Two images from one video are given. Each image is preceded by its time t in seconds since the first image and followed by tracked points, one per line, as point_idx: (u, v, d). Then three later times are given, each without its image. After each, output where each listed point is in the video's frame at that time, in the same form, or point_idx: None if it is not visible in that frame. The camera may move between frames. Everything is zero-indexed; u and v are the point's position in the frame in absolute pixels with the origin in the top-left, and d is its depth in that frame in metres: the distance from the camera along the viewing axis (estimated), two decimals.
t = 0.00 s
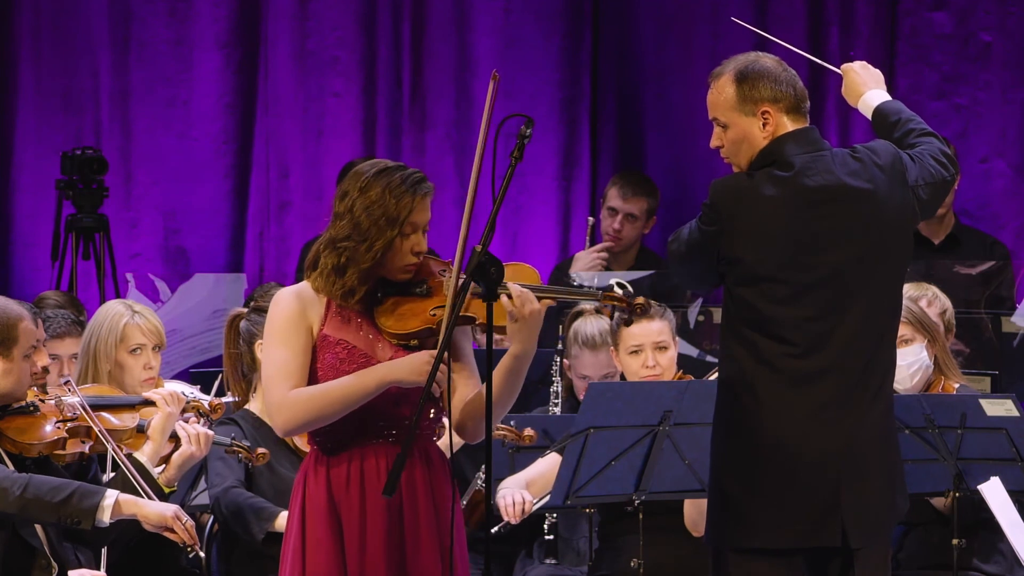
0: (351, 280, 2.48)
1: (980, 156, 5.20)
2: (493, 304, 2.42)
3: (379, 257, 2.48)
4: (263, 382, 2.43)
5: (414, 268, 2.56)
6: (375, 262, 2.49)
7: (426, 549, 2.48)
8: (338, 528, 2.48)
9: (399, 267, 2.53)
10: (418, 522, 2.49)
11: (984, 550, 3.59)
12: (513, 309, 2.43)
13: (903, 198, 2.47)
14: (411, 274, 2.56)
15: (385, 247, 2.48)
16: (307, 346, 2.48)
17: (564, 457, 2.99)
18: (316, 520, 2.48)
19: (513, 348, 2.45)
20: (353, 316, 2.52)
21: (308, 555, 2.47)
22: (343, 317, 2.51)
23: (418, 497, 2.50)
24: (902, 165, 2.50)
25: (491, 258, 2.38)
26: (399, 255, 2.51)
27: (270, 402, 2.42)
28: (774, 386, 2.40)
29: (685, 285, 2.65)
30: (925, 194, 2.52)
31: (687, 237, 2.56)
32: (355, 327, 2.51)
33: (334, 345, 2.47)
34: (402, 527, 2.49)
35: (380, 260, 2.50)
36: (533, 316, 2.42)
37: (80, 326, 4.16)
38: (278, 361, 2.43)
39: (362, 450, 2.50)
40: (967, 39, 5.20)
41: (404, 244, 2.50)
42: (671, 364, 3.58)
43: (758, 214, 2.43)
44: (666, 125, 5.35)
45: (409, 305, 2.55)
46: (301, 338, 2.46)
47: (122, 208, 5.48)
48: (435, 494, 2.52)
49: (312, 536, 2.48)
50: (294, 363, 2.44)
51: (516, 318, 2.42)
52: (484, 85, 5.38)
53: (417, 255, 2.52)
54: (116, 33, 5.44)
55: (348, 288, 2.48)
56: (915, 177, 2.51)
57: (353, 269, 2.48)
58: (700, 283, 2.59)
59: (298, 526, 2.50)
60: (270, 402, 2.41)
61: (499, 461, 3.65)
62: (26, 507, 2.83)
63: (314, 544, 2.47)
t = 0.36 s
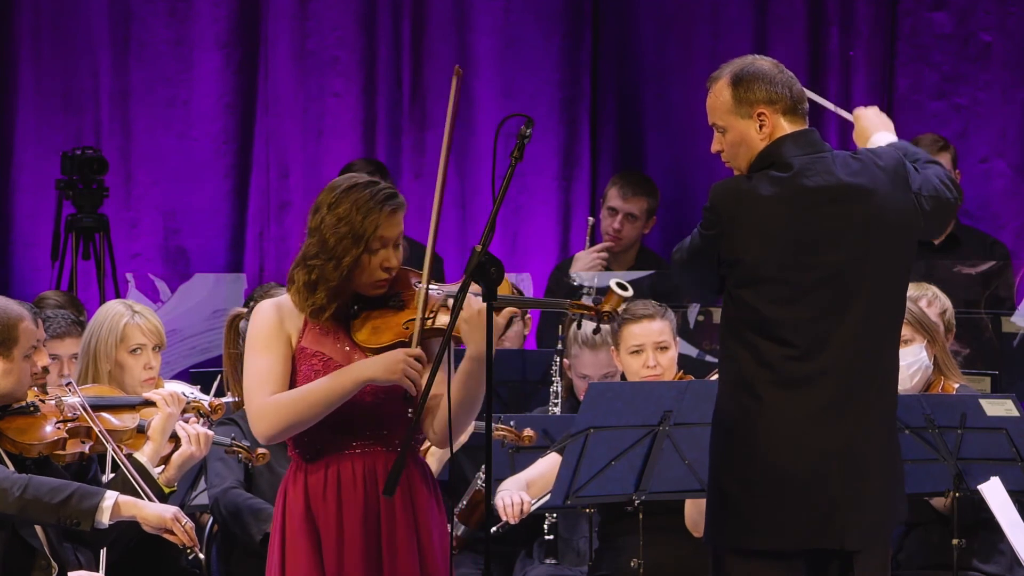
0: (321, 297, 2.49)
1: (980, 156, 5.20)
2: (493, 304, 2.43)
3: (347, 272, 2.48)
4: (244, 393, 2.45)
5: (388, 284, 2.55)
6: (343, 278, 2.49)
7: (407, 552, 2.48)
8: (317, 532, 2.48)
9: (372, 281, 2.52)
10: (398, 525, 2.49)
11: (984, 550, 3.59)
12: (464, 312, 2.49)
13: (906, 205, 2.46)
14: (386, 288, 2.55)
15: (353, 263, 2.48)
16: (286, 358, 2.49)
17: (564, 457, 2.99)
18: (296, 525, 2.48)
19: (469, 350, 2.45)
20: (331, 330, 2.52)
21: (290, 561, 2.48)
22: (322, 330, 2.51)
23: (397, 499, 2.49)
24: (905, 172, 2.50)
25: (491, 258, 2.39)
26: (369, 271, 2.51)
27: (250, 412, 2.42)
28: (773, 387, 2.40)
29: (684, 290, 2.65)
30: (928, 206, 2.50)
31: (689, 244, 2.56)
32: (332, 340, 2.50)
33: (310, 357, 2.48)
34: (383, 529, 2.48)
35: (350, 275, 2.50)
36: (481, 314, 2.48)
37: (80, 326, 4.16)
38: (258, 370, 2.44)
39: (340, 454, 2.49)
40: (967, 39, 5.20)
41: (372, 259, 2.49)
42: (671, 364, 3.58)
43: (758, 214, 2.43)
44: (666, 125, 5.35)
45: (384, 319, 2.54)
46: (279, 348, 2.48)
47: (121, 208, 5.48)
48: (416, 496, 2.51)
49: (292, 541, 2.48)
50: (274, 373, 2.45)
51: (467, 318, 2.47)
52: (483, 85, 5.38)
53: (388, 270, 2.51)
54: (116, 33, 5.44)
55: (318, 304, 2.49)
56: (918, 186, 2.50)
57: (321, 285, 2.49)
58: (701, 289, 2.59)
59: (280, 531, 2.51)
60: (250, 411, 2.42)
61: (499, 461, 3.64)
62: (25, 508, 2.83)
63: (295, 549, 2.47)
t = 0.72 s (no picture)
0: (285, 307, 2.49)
1: (980, 156, 5.20)
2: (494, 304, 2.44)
3: (306, 281, 2.48)
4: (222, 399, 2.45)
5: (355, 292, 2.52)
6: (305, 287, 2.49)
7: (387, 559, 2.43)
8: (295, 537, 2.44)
9: (335, 289, 2.50)
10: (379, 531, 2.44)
11: (984, 550, 3.59)
12: (409, 310, 2.38)
13: (911, 214, 2.44)
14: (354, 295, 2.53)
15: (310, 271, 2.47)
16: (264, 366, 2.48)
17: (564, 457, 2.98)
18: (273, 530, 2.45)
19: (419, 348, 2.38)
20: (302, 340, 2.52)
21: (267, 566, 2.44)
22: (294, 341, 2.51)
23: (377, 504, 2.46)
24: (913, 182, 2.48)
25: (491, 258, 2.39)
26: (331, 280, 2.49)
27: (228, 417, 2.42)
28: (772, 388, 2.40)
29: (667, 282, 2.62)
30: (936, 221, 2.48)
31: (682, 234, 2.54)
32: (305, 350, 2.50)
33: (282, 366, 2.46)
34: (362, 535, 2.44)
35: (310, 284, 2.49)
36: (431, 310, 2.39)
37: (80, 326, 4.15)
38: (234, 375, 2.45)
39: (321, 457, 2.47)
40: (967, 39, 5.20)
41: (332, 267, 2.48)
42: (671, 365, 3.57)
43: (760, 212, 2.43)
44: (665, 125, 5.35)
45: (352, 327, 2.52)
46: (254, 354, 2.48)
47: (121, 208, 5.47)
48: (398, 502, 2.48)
49: (268, 544, 2.45)
50: (252, 379, 2.44)
51: (415, 316, 2.37)
52: (484, 85, 5.39)
53: (350, 277, 2.49)
54: (116, 33, 5.44)
55: (282, 314, 2.49)
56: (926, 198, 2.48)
57: (283, 294, 2.49)
58: (693, 284, 2.57)
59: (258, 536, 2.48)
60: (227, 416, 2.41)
61: (499, 461, 3.64)
62: (25, 509, 2.82)
63: (271, 555, 2.44)
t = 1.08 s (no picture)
0: (254, 307, 2.40)
1: (980, 156, 5.20)
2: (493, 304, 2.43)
3: (270, 279, 2.39)
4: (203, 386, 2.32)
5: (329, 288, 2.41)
6: (273, 286, 2.39)
7: (359, 567, 2.32)
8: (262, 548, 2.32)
9: (303, 284, 2.39)
10: (348, 536, 2.33)
11: (984, 550, 3.59)
12: (364, 296, 2.20)
13: (910, 214, 2.39)
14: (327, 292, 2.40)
15: (274, 268, 2.38)
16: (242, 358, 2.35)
17: (563, 458, 2.98)
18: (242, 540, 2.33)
19: (373, 336, 2.20)
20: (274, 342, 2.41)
21: None
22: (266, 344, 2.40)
23: (346, 508, 2.34)
24: (914, 182, 2.43)
25: (491, 258, 2.39)
26: (300, 275, 2.38)
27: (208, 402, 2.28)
28: (769, 388, 2.36)
29: (655, 258, 2.57)
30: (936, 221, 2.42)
31: (671, 219, 2.50)
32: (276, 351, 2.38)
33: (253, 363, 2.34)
34: (331, 539, 2.32)
35: (275, 282, 2.39)
36: (387, 297, 2.19)
37: (80, 326, 4.15)
38: (212, 363, 2.32)
39: (287, 458, 2.35)
40: (967, 39, 5.20)
41: (299, 262, 2.38)
42: (671, 366, 3.57)
43: (754, 213, 2.39)
44: (666, 125, 5.34)
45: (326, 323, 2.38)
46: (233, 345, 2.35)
47: (121, 208, 5.47)
48: (368, 505, 2.36)
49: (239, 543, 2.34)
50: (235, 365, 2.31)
51: (369, 303, 2.19)
52: (484, 85, 5.39)
53: (320, 271, 2.38)
54: (116, 33, 5.44)
55: (250, 315, 2.39)
56: (926, 199, 2.42)
57: (250, 294, 2.40)
58: (684, 265, 2.53)
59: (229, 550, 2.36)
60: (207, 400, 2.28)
61: (499, 462, 3.61)
62: (24, 510, 2.83)
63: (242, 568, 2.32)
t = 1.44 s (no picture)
0: (235, 300, 2.37)
1: (980, 156, 5.20)
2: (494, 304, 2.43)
3: (251, 270, 2.36)
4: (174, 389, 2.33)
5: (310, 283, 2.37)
6: (254, 277, 2.36)
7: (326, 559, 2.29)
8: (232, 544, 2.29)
9: (285, 277, 2.35)
10: (318, 533, 2.29)
11: (984, 550, 3.59)
12: (343, 279, 2.16)
13: (915, 219, 2.35)
14: (310, 287, 2.37)
15: (256, 260, 2.36)
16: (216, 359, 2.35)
17: (563, 458, 2.97)
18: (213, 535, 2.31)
19: (348, 320, 2.15)
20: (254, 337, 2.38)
21: None
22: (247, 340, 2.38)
23: (316, 504, 2.30)
24: (919, 190, 2.38)
25: (491, 258, 2.39)
26: (280, 267, 2.36)
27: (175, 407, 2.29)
28: (766, 390, 2.32)
29: (650, 267, 2.48)
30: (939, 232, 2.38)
31: (669, 224, 2.43)
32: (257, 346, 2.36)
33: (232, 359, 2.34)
34: (299, 533, 2.29)
35: (257, 274, 2.36)
36: (364, 281, 2.14)
37: (80, 326, 4.15)
38: (186, 370, 2.32)
39: (259, 453, 2.32)
40: (967, 39, 5.20)
41: (280, 253, 2.35)
42: (671, 367, 3.57)
43: (756, 214, 2.35)
44: (666, 125, 5.34)
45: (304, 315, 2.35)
46: (207, 350, 2.35)
47: (121, 208, 5.47)
48: (338, 501, 2.33)
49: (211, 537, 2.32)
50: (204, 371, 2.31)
51: (346, 285, 2.15)
52: (483, 85, 5.39)
53: (301, 264, 2.35)
54: (116, 32, 5.43)
55: (233, 305, 2.37)
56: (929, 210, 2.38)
57: (232, 286, 2.38)
58: (687, 268, 2.46)
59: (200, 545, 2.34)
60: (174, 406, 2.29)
61: (499, 461, 3.63)
62: (24, 509, 2.83)
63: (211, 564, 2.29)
